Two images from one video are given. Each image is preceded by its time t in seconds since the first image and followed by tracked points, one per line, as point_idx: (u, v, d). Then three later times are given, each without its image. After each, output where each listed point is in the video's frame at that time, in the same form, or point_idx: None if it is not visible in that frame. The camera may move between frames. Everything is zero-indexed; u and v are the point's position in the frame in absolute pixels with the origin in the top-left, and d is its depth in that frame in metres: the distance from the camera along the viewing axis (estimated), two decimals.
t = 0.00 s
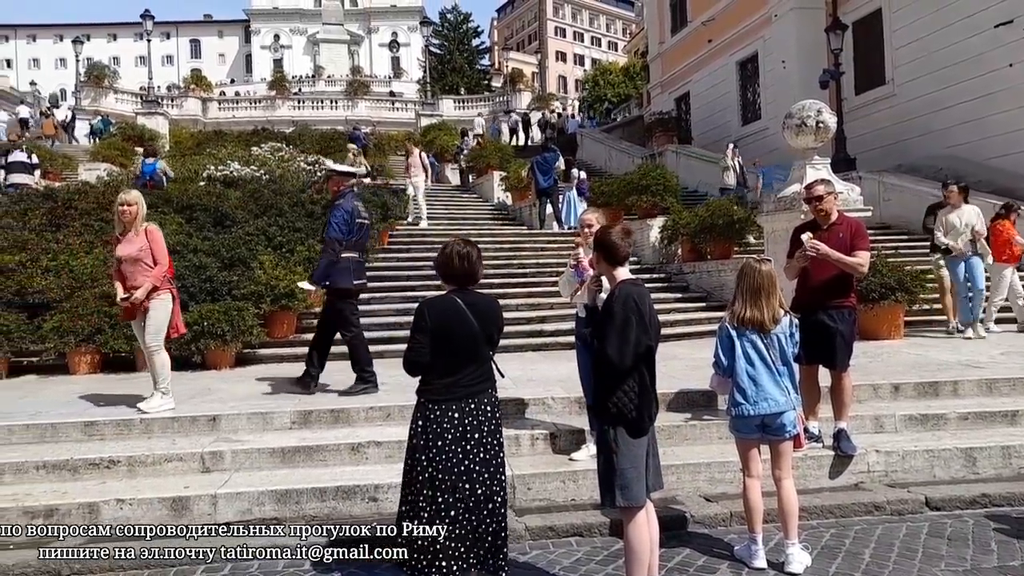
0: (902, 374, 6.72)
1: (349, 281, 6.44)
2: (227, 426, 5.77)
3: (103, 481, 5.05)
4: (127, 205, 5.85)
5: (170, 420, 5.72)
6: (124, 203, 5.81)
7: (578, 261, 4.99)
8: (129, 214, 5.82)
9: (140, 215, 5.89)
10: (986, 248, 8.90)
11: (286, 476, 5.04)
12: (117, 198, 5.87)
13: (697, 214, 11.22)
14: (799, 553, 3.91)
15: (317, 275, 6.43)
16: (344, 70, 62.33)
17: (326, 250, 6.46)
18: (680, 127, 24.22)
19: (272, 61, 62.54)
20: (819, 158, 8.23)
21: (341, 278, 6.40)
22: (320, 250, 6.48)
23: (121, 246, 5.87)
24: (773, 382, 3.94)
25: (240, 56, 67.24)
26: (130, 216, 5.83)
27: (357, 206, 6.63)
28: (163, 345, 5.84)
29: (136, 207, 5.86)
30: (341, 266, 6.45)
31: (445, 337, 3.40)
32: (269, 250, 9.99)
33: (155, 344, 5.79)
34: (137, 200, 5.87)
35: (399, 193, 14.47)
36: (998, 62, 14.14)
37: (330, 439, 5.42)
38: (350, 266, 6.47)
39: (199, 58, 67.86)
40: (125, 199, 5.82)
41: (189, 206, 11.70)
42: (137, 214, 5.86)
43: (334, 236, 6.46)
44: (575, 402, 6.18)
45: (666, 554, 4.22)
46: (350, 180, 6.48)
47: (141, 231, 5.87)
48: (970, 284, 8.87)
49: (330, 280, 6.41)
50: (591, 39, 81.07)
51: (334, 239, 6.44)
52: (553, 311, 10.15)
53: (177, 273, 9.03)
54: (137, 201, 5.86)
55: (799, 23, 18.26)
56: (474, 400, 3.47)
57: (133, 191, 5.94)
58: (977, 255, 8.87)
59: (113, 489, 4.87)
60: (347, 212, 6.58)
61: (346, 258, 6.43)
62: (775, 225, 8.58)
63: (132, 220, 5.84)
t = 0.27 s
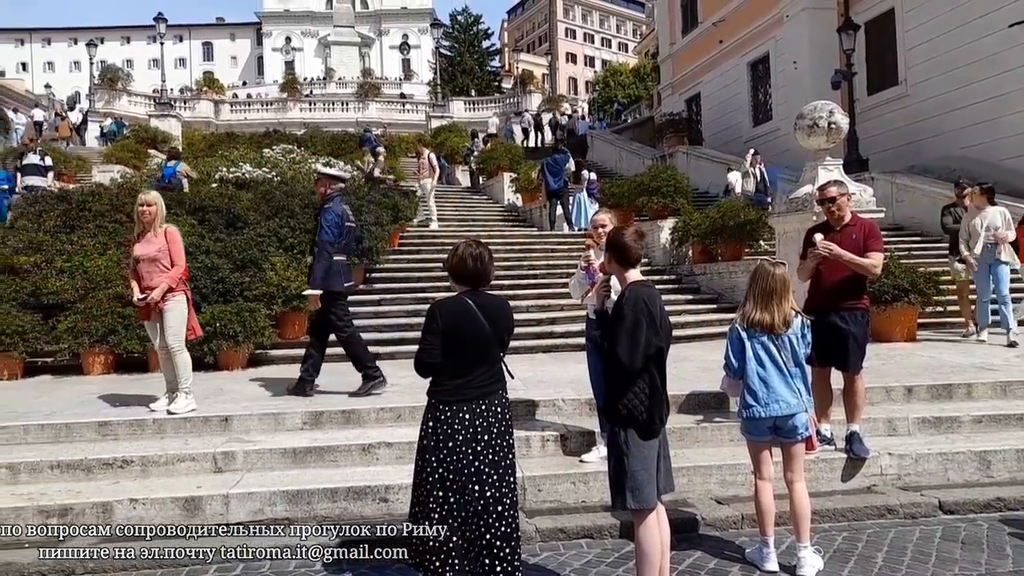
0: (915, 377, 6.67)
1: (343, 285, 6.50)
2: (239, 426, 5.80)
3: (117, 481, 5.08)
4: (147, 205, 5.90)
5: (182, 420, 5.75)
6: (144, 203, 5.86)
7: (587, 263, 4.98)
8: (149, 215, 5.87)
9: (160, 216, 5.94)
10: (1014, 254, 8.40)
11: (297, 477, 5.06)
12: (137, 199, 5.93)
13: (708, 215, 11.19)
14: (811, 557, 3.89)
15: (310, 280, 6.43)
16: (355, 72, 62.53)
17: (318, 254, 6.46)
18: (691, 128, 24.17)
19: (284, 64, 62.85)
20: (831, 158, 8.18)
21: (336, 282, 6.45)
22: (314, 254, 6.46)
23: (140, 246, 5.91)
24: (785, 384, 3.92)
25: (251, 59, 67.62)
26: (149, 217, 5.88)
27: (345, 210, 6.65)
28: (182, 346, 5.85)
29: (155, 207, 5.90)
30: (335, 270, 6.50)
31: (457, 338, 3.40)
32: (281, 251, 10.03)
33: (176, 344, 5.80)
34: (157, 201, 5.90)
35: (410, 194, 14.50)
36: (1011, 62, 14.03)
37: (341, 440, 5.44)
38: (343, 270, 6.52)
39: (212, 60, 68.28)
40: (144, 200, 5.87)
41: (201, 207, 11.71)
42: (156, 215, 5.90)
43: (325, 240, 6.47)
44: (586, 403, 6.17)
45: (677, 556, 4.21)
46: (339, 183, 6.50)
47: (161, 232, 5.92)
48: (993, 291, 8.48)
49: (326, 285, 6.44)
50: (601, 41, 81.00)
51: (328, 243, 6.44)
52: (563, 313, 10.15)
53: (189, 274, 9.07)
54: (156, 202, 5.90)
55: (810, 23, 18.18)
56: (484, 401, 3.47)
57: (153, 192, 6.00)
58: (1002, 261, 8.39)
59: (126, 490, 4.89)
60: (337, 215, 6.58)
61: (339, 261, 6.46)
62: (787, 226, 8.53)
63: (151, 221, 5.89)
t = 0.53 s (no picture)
0: (931, 379, 6.62)
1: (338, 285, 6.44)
2: (253, 427, 5.83)
3: (133, 480, 5.12)
4: (170, 206, 5.94)
5: (197, 421, 5.79)
6: (167, 204, 5.90)
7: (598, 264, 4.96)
8: (172, 216, 5.91)
9: (182, 217, 5.98)
10: None
11: (310, 477, 5.08)
12: (161, 199, 5.97)
13: (722, 216, 11.14)
14: (825, 560, 3.86)
15: (309, 279, 6.35)
16: (367, 74, 62.71)
17: (314, 254, 6.37)
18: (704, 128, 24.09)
19: (297, 66, 63.14)
20: (846, 159, 8.13)
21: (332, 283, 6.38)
22: (310, 254, 6.37)
23: (162, 246, 5.96)
24: (800, 386, 3.90)
25: (265, 62, 68.11)
26: (172, 217, 5.93)
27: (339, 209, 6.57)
28: (200, 348, 5.90)
29: (178, 209, 5.94)
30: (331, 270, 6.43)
31: (469, 339, 3.41)
32: (295, 253, 10.08)
33: (195, 346, 5.85)
34: (179, 202, 5.93)
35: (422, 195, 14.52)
36: None
37: (354, 441, 5.46)
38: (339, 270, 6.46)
39: (226, 63, 68.70)
40: (167, 200, 5.91)
41: (216, 208, 11.63)
42: (178, 215, 5.94)
43: (319, 240, 6.39)
44: (599, 405, 6.16)
45: (691, 558, 4.20)
46: (331, 182, 6.44)
47: (183, 233, 5.98)
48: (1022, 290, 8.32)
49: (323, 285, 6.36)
50: (613, 42, 80.84)
51: (322, 243, 6.36)
52: (575, 314, 10.14)
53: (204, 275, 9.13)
54: (179, 203, 5.93)
55: (825, 23, 18.08)
56: (496, 402, 3.47)
57: (176, 193, 6.04)
58: None
59: (141, 489, 4.92)
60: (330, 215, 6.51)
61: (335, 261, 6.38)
62: (801, 227, 8.48)
63: (173, 222, 5.94)
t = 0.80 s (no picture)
0: (953, 378, 6.55)
1: (331, 285, 6.49)
2: (272, 424, 5.87)
3: (153, 476, 5.18)
4: (200, 204, 6.00)
5: (216, 418, 5.84)
6: (197, 202, 5.95)
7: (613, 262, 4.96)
8: (201, 214, 5.97)
9: (210, 216, 6.05)
10: None
11: (328, 474, 5.12)
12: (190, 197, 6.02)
13: (739, 214, 11.09)
14: (845, 560, 3.83)
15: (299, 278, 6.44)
16: (383, 73, 62.88)
17: (307, 252, 6.44)
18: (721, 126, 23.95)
19: (313, 66, 63.47)
20: (865, 156, 8.06)
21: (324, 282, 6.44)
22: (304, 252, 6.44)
23: (189, 244, 6.02)
24: (819, 385, 3.88)
25: (282, 62, 68.54)
26: (201, 216, 5.98)
27: (338, 209, 6.60)
28: (223, 347, 5.96)
29: (207, 207, 6.00)
30: (326, 269, 6.48)
31: (486, 338, 3.41)
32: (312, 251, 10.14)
33: (218, 344, 5.91)
34: (208, 201, 5.98)
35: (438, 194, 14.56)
36: None
37: (371, 438, 5.49)
38: (333, 269, 6.50)
39: (243, 63, 69.16)
40: (198, 199, 5.96)
41: (233, 208, 11.65)
42: (207, 214, 6.00)
43: (313, 239, 6.45)
44: (615, 404, 6.15)
45: (709, 558, 4.18)
46: (331, 182, 6.47)
47: (211, 232, 6.04)
48: None
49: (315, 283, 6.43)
50: (629, 39, 80.55)
51: (315, 242, 6.43)
52: (591, 313, 10.12)
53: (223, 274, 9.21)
54: (208, 202, 5.98)
55: (843, 19, 17.92)
56: (512, 400, 3.48)
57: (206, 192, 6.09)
58: None
59: (161, 485, 4.98)
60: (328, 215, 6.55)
61: (326, 260, 6.40)
62: (819, 225, 8.42)
63: (202, 220, 5.99)
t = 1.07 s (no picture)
0: (981, 377, 6.45)
1: (330, 286, 6.56)
2: (296, 422, 5.92)
3: (180, 473, 5.25)
4: (235, 204, 6.07)
5: (241, 416, 5.90)
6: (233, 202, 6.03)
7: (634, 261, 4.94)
8: (236, 214, 6.05)
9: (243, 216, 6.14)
10: None
11: (351, 472, 5.15)
12: (225, 196, 6.09)
13: (761, 211, 11.00)
14: (871, 561, 3.80)
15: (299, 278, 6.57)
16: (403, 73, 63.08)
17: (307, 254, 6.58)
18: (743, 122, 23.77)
19: (335, 66, 63.86)
20: (890, 151, 7.95)
21: (321, 283, 6.53)
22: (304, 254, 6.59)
23: (221, 242, 6.06)
24: (846, 384, 3.84)
25: (304, 63, 69.03)
26: (236, 216, 6.07)
27: (339, 211, 6.66)
28: (249, 346, 6.05)
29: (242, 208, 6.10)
30: (324, 270, 6.56)
31: (507, 337, 3.41)
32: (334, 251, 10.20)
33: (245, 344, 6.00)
34: (244, 202, 6.08)
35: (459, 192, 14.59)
36: None
37: (394, 436, 5.52)
38: (331, 270, 6.55)
39: (265, 64, 69.75)
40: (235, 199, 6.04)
41: (256, 208, 11.74)
42: (241, 214, 6.09)
43: (312, 241, 6.58)
44: (637, 402, 6.13)
45: (732, 558, 4.16)
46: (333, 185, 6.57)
47: (243, 232, 6.14)
48: None
49: (313, 284, 6.56)
50: (649, 36, 80.12)
51: (312, 245, 6.56)
52: (612, 311, 10.10)
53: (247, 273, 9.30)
54: (245, 204, 6.09)
55: (868, 13, 17.70)
56: (533, 399, 3.48)
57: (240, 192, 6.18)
58: None
59: (187, 482, 5.04)
60: (329, 218, 6.67)
61: (324, 260, 6.50)
62: (843, 222, 8.32)
63: (236, 221, 6.08)
